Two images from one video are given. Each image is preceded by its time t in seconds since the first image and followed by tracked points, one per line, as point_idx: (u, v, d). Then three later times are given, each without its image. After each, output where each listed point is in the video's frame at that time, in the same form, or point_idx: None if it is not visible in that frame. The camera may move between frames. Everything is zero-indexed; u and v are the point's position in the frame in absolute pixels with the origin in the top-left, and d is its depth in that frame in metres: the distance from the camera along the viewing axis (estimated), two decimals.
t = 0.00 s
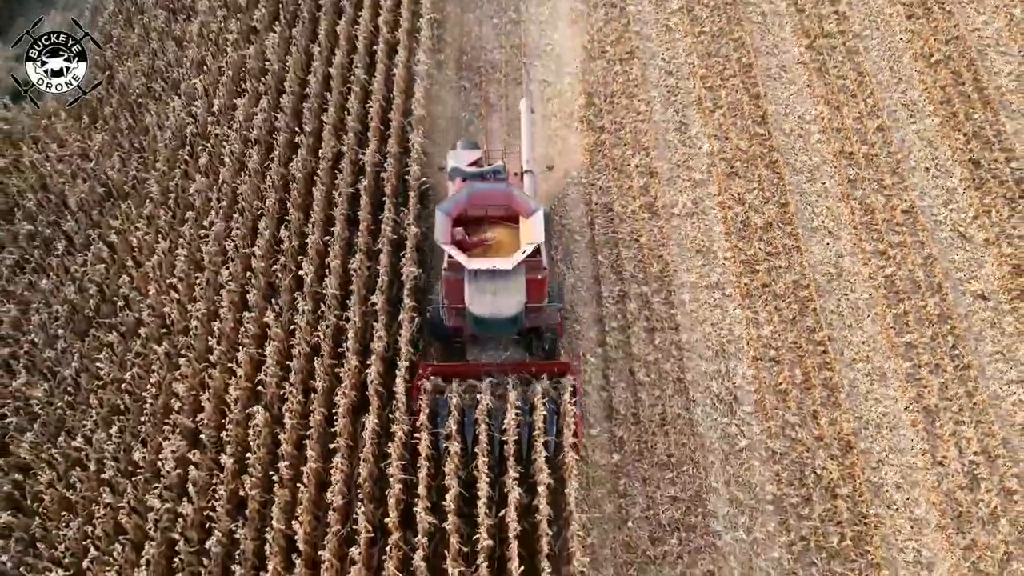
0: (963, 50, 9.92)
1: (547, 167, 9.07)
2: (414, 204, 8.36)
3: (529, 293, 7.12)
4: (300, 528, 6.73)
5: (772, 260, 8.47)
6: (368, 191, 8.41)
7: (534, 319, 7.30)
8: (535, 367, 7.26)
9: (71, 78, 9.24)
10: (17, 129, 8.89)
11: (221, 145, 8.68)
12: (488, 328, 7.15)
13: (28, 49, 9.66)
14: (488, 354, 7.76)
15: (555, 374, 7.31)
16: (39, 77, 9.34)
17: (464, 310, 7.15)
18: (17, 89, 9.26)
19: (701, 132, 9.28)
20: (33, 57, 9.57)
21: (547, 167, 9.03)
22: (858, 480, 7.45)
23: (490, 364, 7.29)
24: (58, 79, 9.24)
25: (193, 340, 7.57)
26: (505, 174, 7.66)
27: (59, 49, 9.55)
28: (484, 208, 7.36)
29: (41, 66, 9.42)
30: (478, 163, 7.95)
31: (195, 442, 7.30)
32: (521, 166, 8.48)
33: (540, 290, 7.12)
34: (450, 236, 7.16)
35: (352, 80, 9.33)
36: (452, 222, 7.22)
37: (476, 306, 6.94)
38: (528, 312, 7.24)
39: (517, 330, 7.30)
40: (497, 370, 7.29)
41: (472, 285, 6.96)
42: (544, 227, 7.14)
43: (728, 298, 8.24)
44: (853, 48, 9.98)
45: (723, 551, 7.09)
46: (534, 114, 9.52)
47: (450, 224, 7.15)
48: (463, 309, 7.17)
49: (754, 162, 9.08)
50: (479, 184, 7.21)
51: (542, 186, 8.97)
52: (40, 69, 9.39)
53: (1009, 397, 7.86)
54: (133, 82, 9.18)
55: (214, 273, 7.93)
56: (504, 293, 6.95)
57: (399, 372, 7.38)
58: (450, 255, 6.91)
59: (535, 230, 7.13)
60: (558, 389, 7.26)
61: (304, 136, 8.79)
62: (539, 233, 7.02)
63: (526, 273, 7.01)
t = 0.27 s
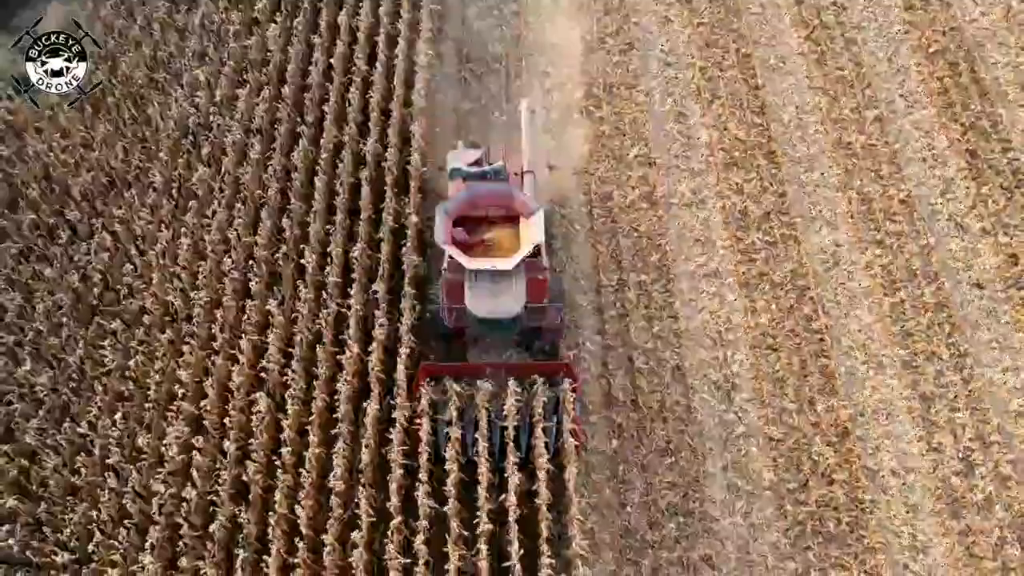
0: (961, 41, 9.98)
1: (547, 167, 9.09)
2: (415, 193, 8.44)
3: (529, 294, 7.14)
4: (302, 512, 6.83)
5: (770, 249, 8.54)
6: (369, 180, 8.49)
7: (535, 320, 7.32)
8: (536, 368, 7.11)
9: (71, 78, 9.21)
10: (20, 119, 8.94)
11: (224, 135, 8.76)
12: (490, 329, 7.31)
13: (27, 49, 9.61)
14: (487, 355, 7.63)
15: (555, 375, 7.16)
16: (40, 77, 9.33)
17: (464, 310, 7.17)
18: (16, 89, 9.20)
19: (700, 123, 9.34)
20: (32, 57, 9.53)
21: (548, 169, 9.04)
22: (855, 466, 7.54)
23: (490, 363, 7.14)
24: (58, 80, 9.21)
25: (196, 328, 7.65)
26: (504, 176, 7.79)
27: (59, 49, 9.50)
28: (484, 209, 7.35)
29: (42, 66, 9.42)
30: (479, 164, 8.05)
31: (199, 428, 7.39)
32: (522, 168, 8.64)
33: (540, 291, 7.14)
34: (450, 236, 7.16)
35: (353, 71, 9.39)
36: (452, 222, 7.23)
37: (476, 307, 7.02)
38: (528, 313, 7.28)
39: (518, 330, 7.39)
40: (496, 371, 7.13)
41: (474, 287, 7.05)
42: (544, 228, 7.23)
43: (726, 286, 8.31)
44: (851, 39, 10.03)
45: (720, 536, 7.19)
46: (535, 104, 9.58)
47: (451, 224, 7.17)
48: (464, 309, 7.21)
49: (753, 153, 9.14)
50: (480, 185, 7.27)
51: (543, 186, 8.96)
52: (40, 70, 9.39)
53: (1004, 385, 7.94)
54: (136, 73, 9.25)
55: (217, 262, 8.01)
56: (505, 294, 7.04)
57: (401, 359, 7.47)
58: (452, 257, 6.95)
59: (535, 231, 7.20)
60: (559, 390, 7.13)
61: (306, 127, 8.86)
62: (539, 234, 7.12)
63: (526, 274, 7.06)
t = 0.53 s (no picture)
0: (958, 31, 10.04)
1: (547, 166, 9.09)
2: (416, 181, 8.51)
3: (529, 294, 7.17)
4: (305, 496, 6.92)
5: (767, 238, 8.61)
6: (370, 169, 8.57)
7: (535, 319, 7.31)
8: (536, 367, 7.19)
9: (71, 78, 9.17)
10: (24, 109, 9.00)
11: (226, 124, 8.83)
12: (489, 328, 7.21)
13: (27, 50, 9.53)
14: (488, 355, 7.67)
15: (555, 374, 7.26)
16: (39, 77, 9.24)
17: (464, 310, 7.17)
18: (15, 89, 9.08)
19: (699, 113, 9.40)
20: (32, 57, 9.46)
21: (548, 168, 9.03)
22: (851, 452, 7.63)
23: (491, 363, 7.23)
24: (59, 80, 9.16)
25: (199, 315, 7.73)
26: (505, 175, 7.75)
27: (59, 50, 9.46)
28: (484, 208, 7.36)
29: (41, 66, 9.33)
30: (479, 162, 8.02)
31: (203, 413, 7.48)
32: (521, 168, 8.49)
33: (540, 290, 7.16)
34: (450, 236, 7.21)
35: (354, 61, 9.46)
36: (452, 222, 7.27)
37: (476, 307, 7.03)
38: (529, 312, 7.28)
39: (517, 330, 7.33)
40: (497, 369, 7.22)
41: (473, 286, 7.06)
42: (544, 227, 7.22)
43: (724, 274, 8.39)
44: (849, 29, 10.09)
45: (717, 519, 7.28)
46: (534, 94, 9.64)
47: (451, 223, 7.21)
48: (463, 309, 7.20)
49: (751, 142, 9.22)
50: (480, 184, 7.25)
51: (543, 186, 8.95)
52: (40, 69, 9.30)
53: (999, 371, 8.03)
54: (139, 64, 9.31)
55: (220, 250, 8.09)
56: (505, 294, 7.05)
57: (402, 344, 7.55)
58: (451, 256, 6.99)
59: (535, 231, 7.18)
60: (559, 389, 7.20)
61: (307, 116, 8.93)
62: (539, 233, 7.10)
63: (526, 274, 7.08)
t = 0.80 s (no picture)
0: (955, 20, 10.10)
1: (547, 163, 9.11)
2: (417, 167, 8.57)
3: (529, 292, 7.18)
4: (307, 478, 7.01)
5: (765, 224, 8.69)
6: (371, 156, 8.64)
7: (535, 318, 7.33)
8: (536, 365, 7.21)
9: (71, 78, 9.18)
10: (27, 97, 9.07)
11: (228, 112, 8.90)
12: (489, 326, 7.24)
13: (27, 49, 9.56)
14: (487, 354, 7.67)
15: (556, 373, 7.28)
16: (39, 77, 9.27)
17: (464, 308, 7.18)
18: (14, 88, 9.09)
19: (697, 101, 9.47)
20: (32, 57, 9.49)
21: (548, 165, 9.06)
22: (847, 435, 7.72)
23: (491, 361, 7.25)
24: (58, 80, 9.17)
25: (202, 300, 7.81)
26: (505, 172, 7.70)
27: (59, 49, 9.47)
28: (484, 206, 7.25)
29: (42, 66, 9.36)
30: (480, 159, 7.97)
31: (206, 397, 7.57)
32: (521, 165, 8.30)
33: (540, 288, 7.17)
34: (450, 233, 7.13)
35: (355, 49, 9.52)
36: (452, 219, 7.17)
37: (476, 305, 7.01)
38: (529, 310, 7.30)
39: (517, 328, 7.34)
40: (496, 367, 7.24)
41: (473, 284, 7.01)
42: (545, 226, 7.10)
43: (722, 261, 8.46)
44: (847, 18, 10.14)
45: (714, 502, 7.37)
46: (534, 82, 9.71)
47: (451, 221, 7.11)
48: (463, 306, 7.20)
49: (749, 130, 9.28)
50: (480, 181, 7.14)
51: (544, 183, 8.98)
52: (40, 69, 9.33)
53: (994, 357, 8.12)
54: (141, 52, 9.38)
55: (223, 236, 8.16)
56: (505, 291, 7.02)
57: (404, 329, 7.63)
58: (451, 254, 6.93)
59: (536, 229, 7.06)
60: (559, 387, 7.22)
61: (308, 104, 8.99)
62: (539, 232, 6.97)
63: (527, 271, 7.07)
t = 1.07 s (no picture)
0: (953, 8, 10.16)
1: (547, 159, 9.12)
2: (418, 154, 8.64)
3: (529, 288, 7.20)
4: (310, 460, 7.10)
5: (763, 211, 8.77)
6: (372, 143, 8.71)
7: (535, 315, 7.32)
8: (536, 362, 7.21)
9: (71, 78, 9.19)
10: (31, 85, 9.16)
11: (230, 99, 8.97)
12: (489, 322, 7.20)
13: (26, 49, 9.56)
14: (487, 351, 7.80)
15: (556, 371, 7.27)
16: (39, 77, 9.28)
17: (464, 304, 7.19)
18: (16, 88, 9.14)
19: (696, 89, 9.53)
20: (32, 56, 9.49)
21: (547, 162, 9.07)
22: (843, 418, 7.81)
23: (491, 357, 7.27)
24: (58, 80, 9.18)
25: (205, 285, 7.88)
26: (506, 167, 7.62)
27: (59, 49, 9.49)
28: (484, 202, 7.34)
29: (41, 66, 9.38)
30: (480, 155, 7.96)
31: (210, 380, 7.66)
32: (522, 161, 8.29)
33: (540, 285, 7.19)
34: (450, 229, 7.19)
35: (356, 37, 9.58)
36: (452, 215, 7.25)
37: (476, 302, 6.99)
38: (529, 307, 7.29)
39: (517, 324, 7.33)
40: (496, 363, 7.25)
41: (473, 281, 7.00)
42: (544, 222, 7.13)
43: (720, 247, 8.54)
44: (845, 7, 10.21)
45: (712, 483, 7.47)
46: (535, 70, 9.76)
47: (451, 218, 7.20)
48: (463, 303, 7.21)
49: (748, 117, 9.35)
50: (480, 178, 7.23)
51: (543, 180, 8.99)
52: (39, 69, 9.35)
53: (988, 341, 8.21)
54: (143, 40, 9.45)
55: (225, 222, 8.24)
56: (506, 288, 7.00)
57: (404, 313, 7.71)
58: (451, 250, 6.97)
59: (535, 225, 7.14)
60: (559, 384, 7.22)
61: (310, 91, 9.06)
62: (539, 228, 7.05)
63: (527, 267, 7.06)
